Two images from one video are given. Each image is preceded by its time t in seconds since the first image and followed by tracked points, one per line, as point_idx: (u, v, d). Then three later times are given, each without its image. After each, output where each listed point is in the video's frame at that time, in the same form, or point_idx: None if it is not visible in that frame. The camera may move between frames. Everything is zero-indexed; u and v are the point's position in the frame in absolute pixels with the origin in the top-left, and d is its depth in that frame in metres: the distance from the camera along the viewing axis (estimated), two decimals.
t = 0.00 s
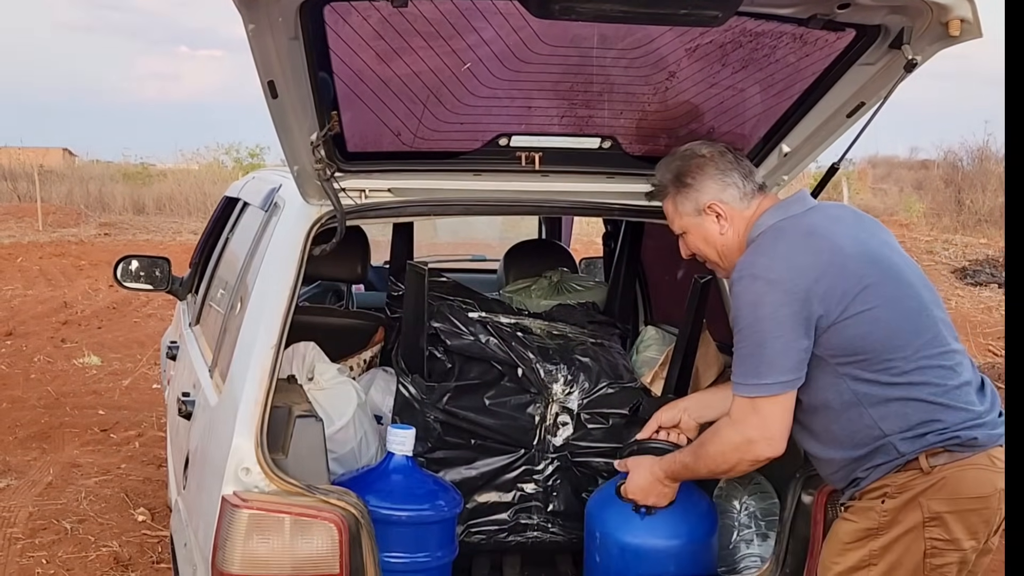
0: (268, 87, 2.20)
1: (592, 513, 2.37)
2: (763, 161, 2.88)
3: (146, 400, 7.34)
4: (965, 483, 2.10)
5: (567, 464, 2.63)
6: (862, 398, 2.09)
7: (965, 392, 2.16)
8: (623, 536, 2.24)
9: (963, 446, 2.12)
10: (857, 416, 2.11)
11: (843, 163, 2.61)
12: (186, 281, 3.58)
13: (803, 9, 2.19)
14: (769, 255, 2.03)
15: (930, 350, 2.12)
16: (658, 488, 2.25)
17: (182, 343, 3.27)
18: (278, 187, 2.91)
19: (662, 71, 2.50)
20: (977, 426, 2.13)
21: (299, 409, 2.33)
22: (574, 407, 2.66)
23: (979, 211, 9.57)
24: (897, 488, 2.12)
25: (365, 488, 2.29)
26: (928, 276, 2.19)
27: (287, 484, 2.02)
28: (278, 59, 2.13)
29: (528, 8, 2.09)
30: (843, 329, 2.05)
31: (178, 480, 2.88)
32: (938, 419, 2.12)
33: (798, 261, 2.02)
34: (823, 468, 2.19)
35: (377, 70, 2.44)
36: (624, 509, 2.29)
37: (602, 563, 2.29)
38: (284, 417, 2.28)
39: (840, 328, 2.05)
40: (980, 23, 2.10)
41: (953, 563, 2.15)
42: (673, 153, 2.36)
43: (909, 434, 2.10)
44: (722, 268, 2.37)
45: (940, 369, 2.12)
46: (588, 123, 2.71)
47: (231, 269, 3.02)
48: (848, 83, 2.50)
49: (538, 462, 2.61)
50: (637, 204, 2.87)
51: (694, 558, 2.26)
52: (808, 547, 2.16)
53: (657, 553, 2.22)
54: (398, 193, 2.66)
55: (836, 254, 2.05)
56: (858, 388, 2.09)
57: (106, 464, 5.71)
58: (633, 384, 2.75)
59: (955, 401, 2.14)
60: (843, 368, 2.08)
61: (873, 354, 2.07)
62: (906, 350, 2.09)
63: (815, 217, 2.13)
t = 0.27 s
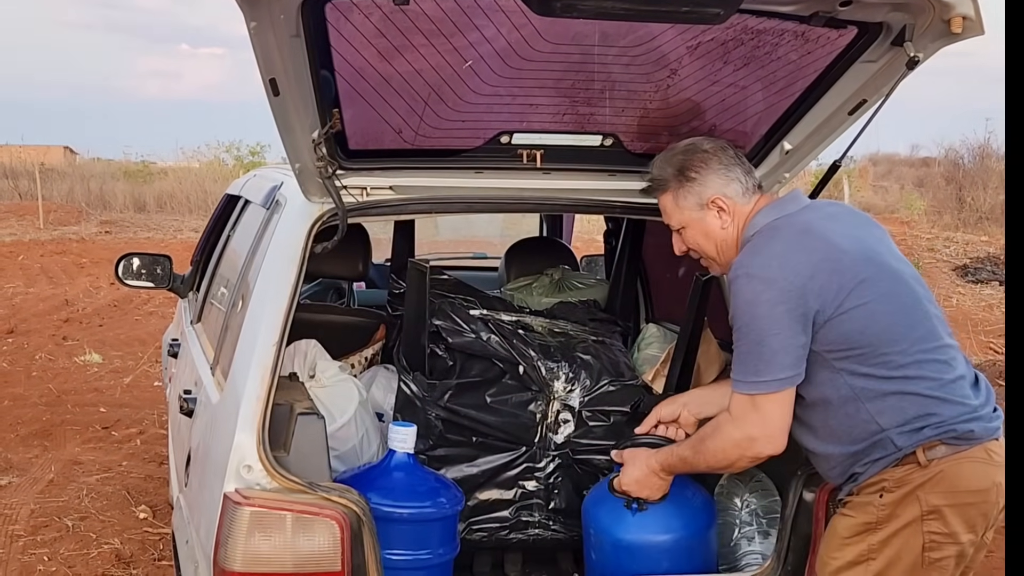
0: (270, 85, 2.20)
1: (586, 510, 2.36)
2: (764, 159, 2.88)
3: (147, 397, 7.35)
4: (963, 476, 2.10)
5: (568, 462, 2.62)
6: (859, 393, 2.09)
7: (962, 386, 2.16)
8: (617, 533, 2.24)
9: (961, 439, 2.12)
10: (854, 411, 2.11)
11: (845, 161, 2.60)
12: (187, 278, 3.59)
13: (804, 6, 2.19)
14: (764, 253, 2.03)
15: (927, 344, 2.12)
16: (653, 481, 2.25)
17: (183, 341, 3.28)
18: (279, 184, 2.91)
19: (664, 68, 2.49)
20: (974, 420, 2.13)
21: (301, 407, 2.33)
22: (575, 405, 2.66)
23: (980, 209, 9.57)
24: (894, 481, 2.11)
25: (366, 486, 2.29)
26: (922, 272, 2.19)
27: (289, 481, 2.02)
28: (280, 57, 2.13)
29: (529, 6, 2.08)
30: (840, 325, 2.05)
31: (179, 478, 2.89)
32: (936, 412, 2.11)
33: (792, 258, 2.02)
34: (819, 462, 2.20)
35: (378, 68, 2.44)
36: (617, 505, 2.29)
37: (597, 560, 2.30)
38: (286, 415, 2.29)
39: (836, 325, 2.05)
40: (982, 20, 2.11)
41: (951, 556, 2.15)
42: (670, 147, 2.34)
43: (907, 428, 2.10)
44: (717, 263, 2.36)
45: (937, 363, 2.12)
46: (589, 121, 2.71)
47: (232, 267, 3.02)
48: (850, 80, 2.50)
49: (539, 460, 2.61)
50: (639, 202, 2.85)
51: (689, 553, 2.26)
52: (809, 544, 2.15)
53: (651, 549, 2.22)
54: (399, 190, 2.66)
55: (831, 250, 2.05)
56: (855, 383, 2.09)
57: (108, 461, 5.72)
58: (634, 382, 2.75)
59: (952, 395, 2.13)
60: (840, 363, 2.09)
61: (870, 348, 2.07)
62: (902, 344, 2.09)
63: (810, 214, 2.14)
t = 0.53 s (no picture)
0: (273, 84, 2.20)
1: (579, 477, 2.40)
2: (768, 158, 2.88)
3: (151, 396, 7.36)
4: (964, 473, 2.09)
5: (572, 461, 2.62)
6: (859, 392, 2.09)
7: (963, 382, 2.15)
8: (606, 496, 2.28)
9: (962, 435, 2.11)
10: (854, 409, 2.10)
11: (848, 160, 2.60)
12: (191, 278, 3.59)
13: (809, 6, 2.19)
14: (762, 255, 2.03)
15: (927, 342, 2.12)
16: (642, 446, 2.28)
17: (186, 340, 3.28)
18: (283, 184, 2.91)
19: (667, 68, 2.49)
20: (975, 416, 2.12)
21: (304, 406, 2.33)
22: (578, 405, 2.66)
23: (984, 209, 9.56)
24: (895, 479, 2.11)
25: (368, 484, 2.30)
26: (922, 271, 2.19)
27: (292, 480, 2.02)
28: (283, 56, 2.13)
29: (533, 5, 2.08)
30: (840, 324, 2.05)
31: (182, 477, 2.89)
32: (936, 409, 2.10)
33: (792, 258, 2.02)
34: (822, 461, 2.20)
35: (381, 67, 2.44)
36: (608, 470, 2.33)
37: (587, 524, 2.34)
38: (289, 413, 2.30)
39: (835, 324, 2.05)
40: (986, 20, 2.12)
41: (952, 553, 2.12)
42: (672, 147, 2.31)
43: (908, 425, 2.09)
44: (717, 266, 2.34)
45: (937, 360, 2.12)
46: (592, 120, 2.71)
47: (235, 267, 3.03)
48: (854, 79, 2.50)
49: (542, 459, 2.60)
50: (640, 200, 2.87)
51: (678, 516, 2.29)
52: (812, 544, 2.17)
53: (636, 510, 2.26)
54: (402, 190, 2.68)
55: (830, 249, 2.05)
56: (855, 382, 2.09)
57: (112, 461, 5.73)
58: (637, 381, 2.75)
59: (953, 391, 2.12)
60: (839, 362, 2.09)
61: (870, 347, 2.07)
62: (902, 342, 2.09)
63: (810, 214, 2.14)
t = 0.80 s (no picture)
0: (278, 83, 2.21)
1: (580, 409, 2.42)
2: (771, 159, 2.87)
3: (155, 397, 7.37)
4: (971, 476, 2.08)
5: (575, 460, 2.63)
6: (876, 389, 2.09)
7: (981, 386, 2.14)
8: (609, 428, 2.29)
9: (975, 439, 2.09)
10: (870, 406, 2.10)
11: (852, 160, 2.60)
12: (195, 279, 3.60)
13: (812, 5, 2.19)
14: (796, 238, 2.02)
15: (947, 343, 2.10)
16: (652, 386, 2.26)
17: (191, 340, 3.29)
18: (287, 184, 2.92)
19: (670, 67, 2.49)
20: (989, 420, 2.11)
21: (308, 405, 2.33)
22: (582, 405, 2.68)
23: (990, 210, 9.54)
24: (905, 479, 2.11)
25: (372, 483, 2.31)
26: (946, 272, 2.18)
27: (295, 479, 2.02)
28: (287, 55, 2.14)
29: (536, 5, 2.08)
30: (862, 317, 2.04)
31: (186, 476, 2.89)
32: (951, 411, 2.09)
33: (821, 245, 2.00)
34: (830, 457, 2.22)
35: (385, 67, 2.44)
36: (613, 402, 2.35)
37: (584, 456, 2.36)
38: (293, 413, 2.29)
39: (862, 316, 2.04)
40: (989, 19, 2.12)
41: (960, 556, 2.12)
42: (690, 142, 2.28)
43: (922, 425, 2.09)
44: (741, 258, 2.31)
45: (956, 361, 2.11)
46: (596, 120, 2.71)
47: (239, 267, 3.03)
48: (859, 78, 2.50)
49: (545, 459, 2.62)
50: (644, 200, 2.85)
51: (678, 456, 2.31)
52: (816, 544, 2.17)
53: (638, 449, 2.27)
54: (405, 190, 2.67)
55: (858, 240, 2.04)
56: (872, 379, 2.08)
57: (116, 461, 5.74)
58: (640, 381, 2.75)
59: (969, 394, 2.11)
60: (861, 357, 2.07)
61: (892, 343, 2.06)
62: (923, 341, 2.08)
63: (837, 206, 2.12)
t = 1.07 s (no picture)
0: (283, 82, 2.22)
1: (614, 348, 2.38)
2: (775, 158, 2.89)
3: (160, 397, 7.39)
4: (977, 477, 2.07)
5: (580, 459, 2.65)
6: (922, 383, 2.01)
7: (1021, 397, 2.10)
8: (657, 362, 2.29)
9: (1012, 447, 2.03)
10: (912, 399, 2.02)
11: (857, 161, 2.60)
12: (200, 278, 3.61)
13: (816, 5, 2.19)
14: (871, 207, 1.96)
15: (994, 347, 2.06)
16: (709, 320, 2.19)
17: (196, 339, 3.30)
18: (292, 183, 2.93)
19: (674, 67, 2.50)
20: None
21: (313, 403, 2.34)
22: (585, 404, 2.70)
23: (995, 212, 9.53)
24: (939, 480, 2.04)
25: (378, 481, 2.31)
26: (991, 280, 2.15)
27: (300, 477, 2.03)
28: (292, 55, 2.14)
29: (540, 5, 2.09)
30: (918, 302, 1.98)
31: (191, 475, 2.91)
32: (994, 415, 2.04)
33: (892, 214, 1.95)
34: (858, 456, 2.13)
35: (390, 66, 2.45)
36: (656, 342, 2.32)
37: (620, 398, 2.32)
38: (297, 411, 2.29)
39: (922, 301, 1.98)
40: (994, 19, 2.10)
41: (990, 559, 2.03)
42: (722, 145, 2.23)
43: (963, 427, 2.02)
44: (790, 255, 2.25)
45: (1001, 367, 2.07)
46: (601, 120, 2.71)
47: (244, 266, 3.04)
48: (863, 78, 2.51)
49: (550, 459, 2.63)
50: (649, 199, 2.83)
51: (717, 399, 2.34)
52: (820, 544, 2.16)
53: (683, 389, 2.29)
54: (411, 189, 2.67)
55: (925, 220, 1.99)
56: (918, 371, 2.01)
57: (121, 460, 5.75)
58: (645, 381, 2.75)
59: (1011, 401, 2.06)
60: (910, 345, 2.00)
61: (947, 335, 2.01)
62: (972, 340, 2.03)
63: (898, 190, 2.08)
